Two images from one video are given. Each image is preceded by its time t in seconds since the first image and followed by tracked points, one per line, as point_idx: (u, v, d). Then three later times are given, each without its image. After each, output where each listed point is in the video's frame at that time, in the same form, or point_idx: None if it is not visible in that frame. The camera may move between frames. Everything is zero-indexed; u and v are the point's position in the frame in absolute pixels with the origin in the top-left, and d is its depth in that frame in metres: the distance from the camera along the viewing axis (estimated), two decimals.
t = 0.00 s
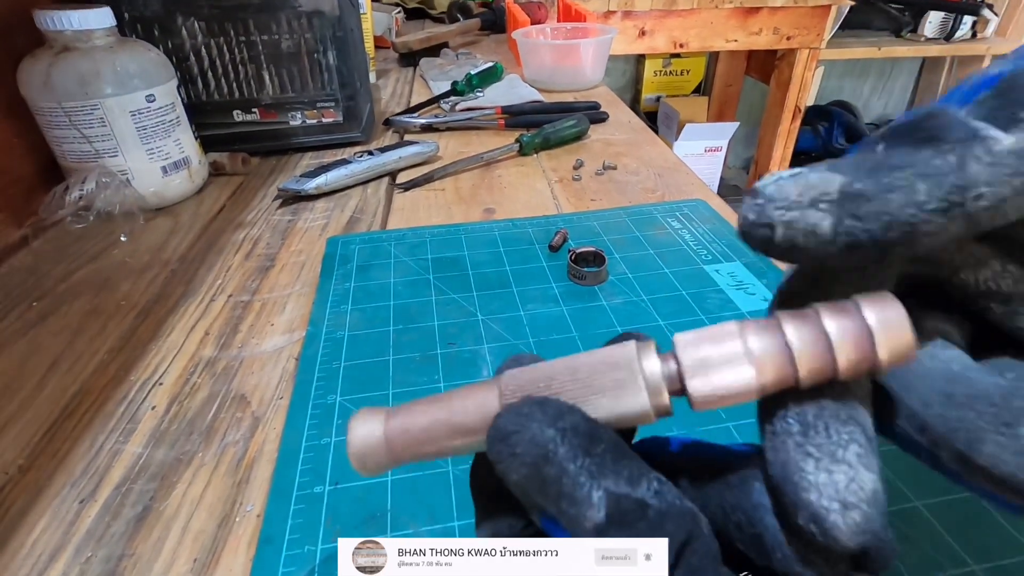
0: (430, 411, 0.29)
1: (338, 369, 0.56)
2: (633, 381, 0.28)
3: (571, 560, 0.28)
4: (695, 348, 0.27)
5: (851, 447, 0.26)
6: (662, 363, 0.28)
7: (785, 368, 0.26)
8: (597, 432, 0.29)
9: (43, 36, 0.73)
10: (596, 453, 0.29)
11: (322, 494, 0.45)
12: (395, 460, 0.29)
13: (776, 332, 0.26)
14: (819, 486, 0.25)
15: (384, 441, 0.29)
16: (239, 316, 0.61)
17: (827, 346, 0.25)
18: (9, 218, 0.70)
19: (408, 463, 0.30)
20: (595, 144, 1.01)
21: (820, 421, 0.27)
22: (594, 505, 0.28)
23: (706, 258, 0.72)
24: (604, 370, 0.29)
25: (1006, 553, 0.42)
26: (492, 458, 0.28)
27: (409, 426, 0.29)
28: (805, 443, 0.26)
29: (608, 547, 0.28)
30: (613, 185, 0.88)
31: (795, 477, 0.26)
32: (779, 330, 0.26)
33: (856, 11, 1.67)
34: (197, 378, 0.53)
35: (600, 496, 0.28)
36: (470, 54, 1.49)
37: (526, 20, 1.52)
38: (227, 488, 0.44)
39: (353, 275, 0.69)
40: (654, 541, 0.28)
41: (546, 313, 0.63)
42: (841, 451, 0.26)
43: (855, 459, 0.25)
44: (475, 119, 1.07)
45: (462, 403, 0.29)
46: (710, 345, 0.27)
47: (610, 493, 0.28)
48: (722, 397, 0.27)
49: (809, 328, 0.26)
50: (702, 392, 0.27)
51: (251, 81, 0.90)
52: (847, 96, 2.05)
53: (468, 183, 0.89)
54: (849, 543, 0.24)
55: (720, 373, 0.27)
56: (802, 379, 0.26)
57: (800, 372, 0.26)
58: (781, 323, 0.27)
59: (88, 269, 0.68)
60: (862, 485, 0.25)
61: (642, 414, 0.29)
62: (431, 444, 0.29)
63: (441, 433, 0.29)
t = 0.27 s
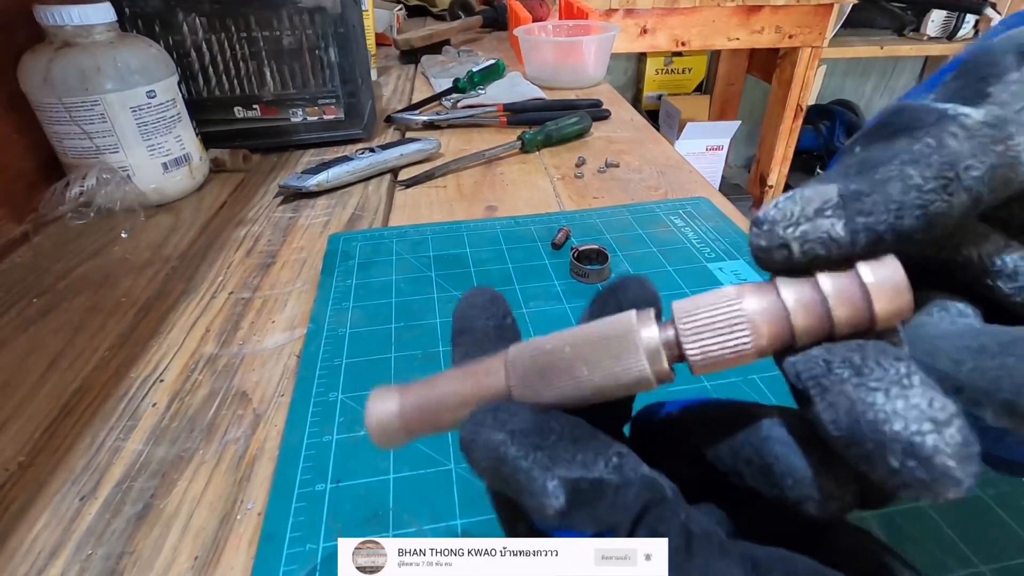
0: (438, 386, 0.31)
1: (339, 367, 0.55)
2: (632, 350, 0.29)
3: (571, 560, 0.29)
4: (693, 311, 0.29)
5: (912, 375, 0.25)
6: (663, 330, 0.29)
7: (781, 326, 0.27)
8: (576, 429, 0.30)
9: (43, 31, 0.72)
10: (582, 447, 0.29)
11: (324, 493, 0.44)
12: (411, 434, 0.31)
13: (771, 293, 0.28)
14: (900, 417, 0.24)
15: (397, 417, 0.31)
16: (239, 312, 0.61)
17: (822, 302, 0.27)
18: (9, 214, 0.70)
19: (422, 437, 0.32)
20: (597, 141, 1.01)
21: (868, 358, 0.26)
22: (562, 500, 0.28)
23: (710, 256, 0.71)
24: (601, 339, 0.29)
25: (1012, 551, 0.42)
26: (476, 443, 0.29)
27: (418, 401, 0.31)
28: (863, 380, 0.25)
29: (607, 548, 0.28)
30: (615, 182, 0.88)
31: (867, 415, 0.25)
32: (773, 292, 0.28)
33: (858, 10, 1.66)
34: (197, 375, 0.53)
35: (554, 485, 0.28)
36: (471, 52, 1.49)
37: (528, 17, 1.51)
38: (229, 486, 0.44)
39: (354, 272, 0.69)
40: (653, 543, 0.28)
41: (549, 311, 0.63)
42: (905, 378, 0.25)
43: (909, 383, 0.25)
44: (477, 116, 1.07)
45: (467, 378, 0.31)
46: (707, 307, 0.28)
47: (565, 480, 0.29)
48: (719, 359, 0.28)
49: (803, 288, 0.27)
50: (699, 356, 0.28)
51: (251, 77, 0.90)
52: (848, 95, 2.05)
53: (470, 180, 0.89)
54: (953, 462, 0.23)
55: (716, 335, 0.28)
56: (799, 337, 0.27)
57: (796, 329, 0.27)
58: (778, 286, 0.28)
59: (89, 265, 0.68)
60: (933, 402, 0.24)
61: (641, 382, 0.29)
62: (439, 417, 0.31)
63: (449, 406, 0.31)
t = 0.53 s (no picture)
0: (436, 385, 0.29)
1: (341, 366, 0.55)
2: (646, 365, 0.28)
3: (571, 559, 0.29)
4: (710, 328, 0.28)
5: (901, 443, 0.26)
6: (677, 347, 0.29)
7: (799, 354, 0.27)
8: (587, 421, 0.29)
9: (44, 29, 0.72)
10: (592, 444, 0.28)
11: (327, 492, 0.44)
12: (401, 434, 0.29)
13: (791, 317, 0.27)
14: (874, 486, 0.25)
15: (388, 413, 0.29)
16: (241, 311, 0.61)
17: (842, 331, 0.26)
18: (10, 213, 0.70)
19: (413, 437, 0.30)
20: (599, 140, 1.00)
21: (866, 416, 0.27)
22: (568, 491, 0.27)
23: (713, 254, 0.71)
24: (613, 352, 0.29)
25: (1020, 551, 0.41)
26: (478, 420, 0.27)
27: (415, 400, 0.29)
28: (851, 439, 0.27)
29: (609, 547, 0.28)
30: (618, 181, 0.87)
31: (844, 474, 0.26)
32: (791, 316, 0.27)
33: (861, 8, 1.65)
34: (199, 374, 0.53)
35: (565, 470, 0.27)
36: (473, 50, 1.48)
37: (530, 16, 1.51)
38: (230, 485, 0.43)
39: (356, 270, 0.69)
40: (653, 544, 0.29)
41: (552, 310, 0.63)
42: (889, 449, 0.26)
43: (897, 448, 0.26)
44: (479, 115, 1.07)
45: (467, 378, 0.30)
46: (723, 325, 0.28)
47: (576, 466, 0.27)
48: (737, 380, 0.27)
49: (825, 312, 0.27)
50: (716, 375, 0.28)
51: (253, 76, 0.90)
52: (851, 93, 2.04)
53: (472, 179, 0.88)
54: (907, 543, 0.24)
55: (735, 354, 0.27)
56: (817, 364, 0.27)
57: (816, 358, 0.27)
58: (797, 310, 0.27)
59: (91, 264, 0.67)
60: (913, 483, 0.25)
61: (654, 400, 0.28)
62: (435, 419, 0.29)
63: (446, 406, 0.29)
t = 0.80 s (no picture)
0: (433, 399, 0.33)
1: (345, 363, 0.55)
2: (624, 366, 0.28)
3: (571, 560, 0.28)
4: (694, 328, 0.28)
5: (952, 433, 0.23)
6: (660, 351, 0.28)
7: (783, 355, 0.25)
8: (559, 447, 0.30)
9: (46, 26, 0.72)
10: (568, 469, 0.29)
11: (330, 489, 0.44)
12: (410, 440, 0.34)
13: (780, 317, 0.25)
14: (933, 488, 0.22)
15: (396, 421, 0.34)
16: (244, 309, 0.60)
17: (840, 328, 0.24)
18: (13, 210, 0.70)
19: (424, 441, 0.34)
20: (602, 138, 1.00)
21: (905, 407, 0.24)
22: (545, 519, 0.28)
23: (717, 252, 0.71)
24: (597, 357, 0.29)
25: None
26: (453, 466, 0.30)
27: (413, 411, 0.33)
28: (893, 434, 0.24)
29: (608, 548, 0.28)
30: (621, 179, 0.87)
31: (890, 475, 0.23)
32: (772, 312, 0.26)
33: (864, 7, 1.64)
34: (202, 371, 0.52)
35: (537, 500, 0.28)
36: (475, 47, 1.48)
37: (532, 13, 1.50)
38: (234, 483, 0.43)
39: (359, 268, 0.68)
40: (652, 543, 0.28)
41: (556, 308, 0.62)
42: (941, 440, 0.23)
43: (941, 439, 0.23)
44: (482, 112, 1.06)
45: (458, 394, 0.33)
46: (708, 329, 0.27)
47: (548, 494, 0.28)
48: (720, 384, 0.27)
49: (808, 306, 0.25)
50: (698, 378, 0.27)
51: (255, 73, 0.89)
52: (854, 92, 2.03)
53: (475, 177, 0.88)
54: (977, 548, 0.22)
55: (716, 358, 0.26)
56: (809, 363, 0.25)
57: (806, 356, 0.25)
58: (788, 305, 0.25)
59: (94, 261, 0.67)
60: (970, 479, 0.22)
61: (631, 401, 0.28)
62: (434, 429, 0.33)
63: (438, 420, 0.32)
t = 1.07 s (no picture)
0: (440, 375, 0.28)
1: (345, 363, 0.55)
2: (673, 370, 0.28)
3: (571, 559, 0.28)
4: (738, 344, 0.28)
5: (923, 457, 0.26)
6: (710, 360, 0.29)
7: (822, 372, 0.27)
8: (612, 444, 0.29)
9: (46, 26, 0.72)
10: (622, 464, 0.28)
11: (331, 489, 0.44)
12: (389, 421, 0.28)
13: (816, 342, 0.27)
14: (906, 496, 0.24)
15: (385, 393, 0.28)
16: (244, 309, 0.60)
17: (862, 362, 0.26)
18: (13, 210, 0.70)
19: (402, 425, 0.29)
20: (603, 137, 1.00)
21: (888, 430, 0.27)
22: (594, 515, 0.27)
23: (718, 251, 0.71)
24: (646, 363, 0.28)
25: None
26: (499, 453, 0.28)
27: (415, 390, 0.28)
28: (877, 454, 0.26)
29: (607, 548, 0.27)
30: (622, 178, 0.87)
31: (874, 488, 0.25)
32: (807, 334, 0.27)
33: (864, 6, 1.64)
34: (202, 371, 0.52)
35: (590, 492, 0.27)
36: (476, 47, 1.48)
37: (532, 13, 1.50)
38: (235, 482, 0.43)
39: (360, 267, 0.68)
40: (653, 543, 0.27)
41: (557, 307, 0.62)
42: (915, 461, 0.25)
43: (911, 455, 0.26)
44: (482, 112, 1.06)
45: (473, 376, 0.28)
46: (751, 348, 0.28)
47: (601, 487, 0.27)
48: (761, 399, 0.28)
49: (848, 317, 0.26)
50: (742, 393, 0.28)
51: (256, 73, 0.89)
52: (854, 91, 2.03)
53: (475, 176, 0.88)
54: (939, 554, 0.24)
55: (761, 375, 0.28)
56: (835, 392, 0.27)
57: (836, 389, 0.27)
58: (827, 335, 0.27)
59: (94, 261, 0.67)
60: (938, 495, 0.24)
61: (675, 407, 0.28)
62: (429, 413, 0.28)
63: (441, 406, 0.28)
